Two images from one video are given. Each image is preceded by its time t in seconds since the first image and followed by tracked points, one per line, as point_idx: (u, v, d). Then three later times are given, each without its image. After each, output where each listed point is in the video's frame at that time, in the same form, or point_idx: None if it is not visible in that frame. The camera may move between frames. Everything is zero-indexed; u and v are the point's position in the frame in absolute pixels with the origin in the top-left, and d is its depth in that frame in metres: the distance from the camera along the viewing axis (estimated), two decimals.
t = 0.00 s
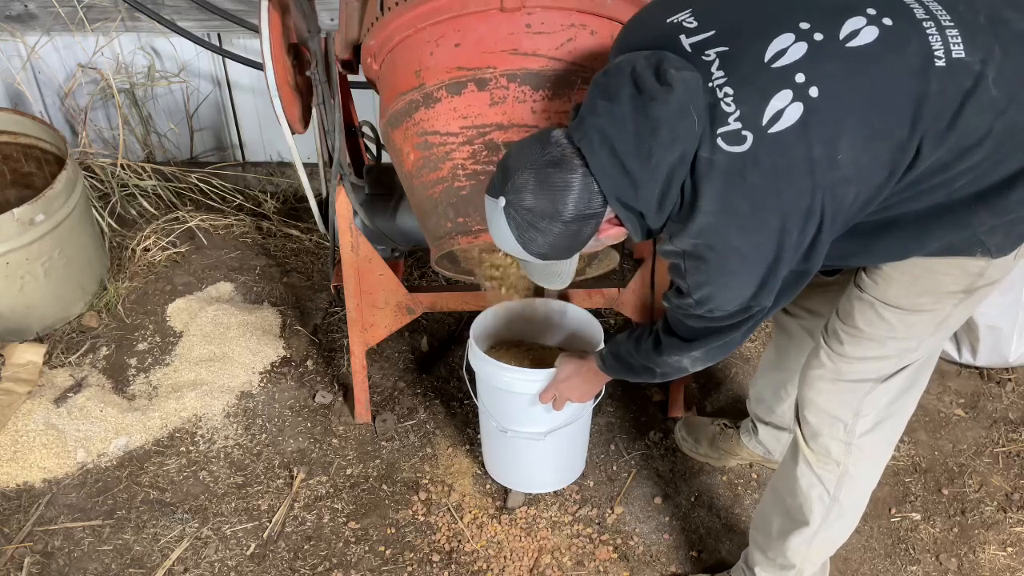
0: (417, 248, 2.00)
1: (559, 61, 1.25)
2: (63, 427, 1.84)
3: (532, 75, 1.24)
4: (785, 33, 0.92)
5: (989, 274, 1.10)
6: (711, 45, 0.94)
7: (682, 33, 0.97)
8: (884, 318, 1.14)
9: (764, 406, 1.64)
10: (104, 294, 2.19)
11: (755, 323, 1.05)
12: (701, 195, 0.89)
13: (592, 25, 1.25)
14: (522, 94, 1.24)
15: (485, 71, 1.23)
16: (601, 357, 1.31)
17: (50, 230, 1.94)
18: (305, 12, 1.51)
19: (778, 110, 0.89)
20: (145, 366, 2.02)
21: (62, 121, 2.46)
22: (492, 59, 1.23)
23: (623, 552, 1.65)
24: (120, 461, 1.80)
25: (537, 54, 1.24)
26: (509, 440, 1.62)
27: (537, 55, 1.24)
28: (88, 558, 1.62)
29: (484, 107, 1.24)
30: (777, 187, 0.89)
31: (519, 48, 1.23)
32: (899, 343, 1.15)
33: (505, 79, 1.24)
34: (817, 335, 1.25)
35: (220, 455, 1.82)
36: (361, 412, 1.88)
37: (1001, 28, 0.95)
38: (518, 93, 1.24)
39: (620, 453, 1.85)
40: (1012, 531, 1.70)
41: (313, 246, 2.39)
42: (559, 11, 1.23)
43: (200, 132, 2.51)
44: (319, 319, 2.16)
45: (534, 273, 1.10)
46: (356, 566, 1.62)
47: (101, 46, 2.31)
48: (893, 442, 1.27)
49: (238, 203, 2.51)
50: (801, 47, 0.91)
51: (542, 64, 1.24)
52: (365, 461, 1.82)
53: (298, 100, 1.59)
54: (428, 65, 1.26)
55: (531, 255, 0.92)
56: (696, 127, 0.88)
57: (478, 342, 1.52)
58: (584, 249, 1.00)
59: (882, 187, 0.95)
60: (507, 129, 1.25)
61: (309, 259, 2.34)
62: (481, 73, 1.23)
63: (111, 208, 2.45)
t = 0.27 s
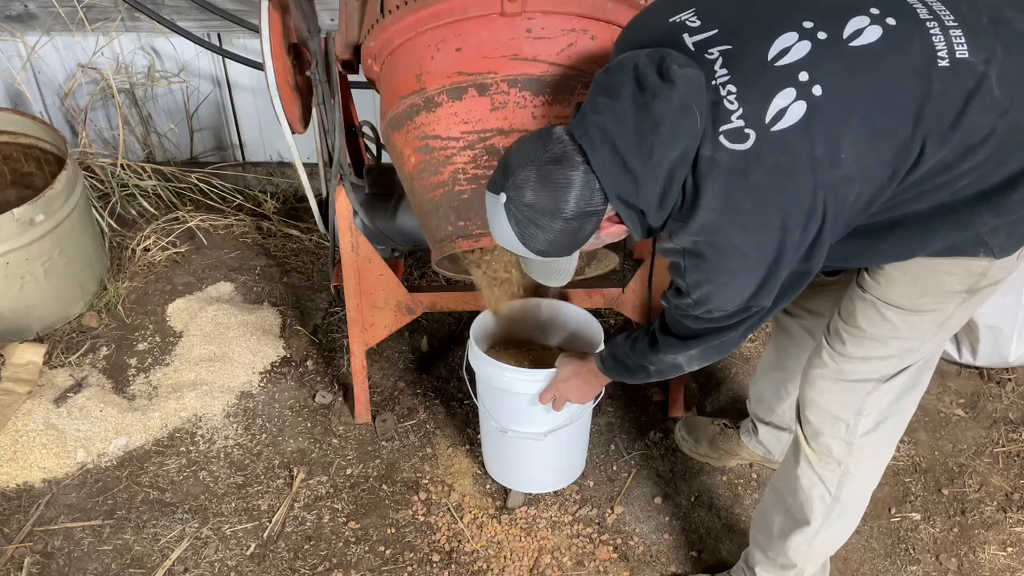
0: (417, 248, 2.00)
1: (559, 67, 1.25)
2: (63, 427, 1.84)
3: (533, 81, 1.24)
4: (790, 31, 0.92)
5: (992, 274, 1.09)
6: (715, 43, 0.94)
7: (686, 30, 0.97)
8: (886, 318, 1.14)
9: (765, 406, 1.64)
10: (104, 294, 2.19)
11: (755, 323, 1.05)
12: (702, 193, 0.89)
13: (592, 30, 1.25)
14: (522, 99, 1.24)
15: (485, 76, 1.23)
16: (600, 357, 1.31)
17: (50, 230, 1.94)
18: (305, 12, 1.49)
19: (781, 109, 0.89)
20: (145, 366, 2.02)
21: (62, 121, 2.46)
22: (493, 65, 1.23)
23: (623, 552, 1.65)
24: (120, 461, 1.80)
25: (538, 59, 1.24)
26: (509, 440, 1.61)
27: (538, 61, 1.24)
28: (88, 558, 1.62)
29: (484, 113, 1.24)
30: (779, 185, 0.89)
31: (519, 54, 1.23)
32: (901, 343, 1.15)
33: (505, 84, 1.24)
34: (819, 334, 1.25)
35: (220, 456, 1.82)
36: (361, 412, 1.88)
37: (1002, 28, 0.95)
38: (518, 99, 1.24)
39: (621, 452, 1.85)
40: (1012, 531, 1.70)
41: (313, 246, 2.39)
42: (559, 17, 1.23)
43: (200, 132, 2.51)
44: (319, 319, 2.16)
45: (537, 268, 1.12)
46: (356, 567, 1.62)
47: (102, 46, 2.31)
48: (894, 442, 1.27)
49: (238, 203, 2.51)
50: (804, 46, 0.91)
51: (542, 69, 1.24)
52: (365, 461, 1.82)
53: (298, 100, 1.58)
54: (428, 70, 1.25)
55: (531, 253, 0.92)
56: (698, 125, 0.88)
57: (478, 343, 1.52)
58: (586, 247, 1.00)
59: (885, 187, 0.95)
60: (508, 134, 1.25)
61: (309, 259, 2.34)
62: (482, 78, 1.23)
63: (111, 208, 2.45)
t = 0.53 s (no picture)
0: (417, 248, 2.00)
1: (559, 63, 1.25)
2: (63, 427, 1.84)
3: (533, 77, 1.24)
4: (791, 33, 0.92)
5: (994, 276, 1.11)
6: (716, 47, 0.94)
7: (688, 33, 0.97)
8: (889, 320, 1.13)
9: (765, 405, 1.64)
10: (104, 294, 2.19)
11: (755, 325, 1.05)
12: (702, 195, 0.89)
13: (592, 28, 1.25)
14: (522, 96, 1.25)
15: (485, 72, 1.23)
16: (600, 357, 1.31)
17: (50, 230, 1.94)
18: (305, 12, 1.49)
19: (780, 111, 0.89)
20: (145, 366, 2.02)
21: (62, 121, 2.46)
22: (493, 61, 1.23)
23: (623, 552, 1.65)
24: (120, 461, 1.80)
25: (538, 56, 1.24)
26: (509, 440, 1.62)
27: (537, 57, 1.24)
28: (88, 558, 1.62)
29: (484, 110, 1.24)
30: (780, 188, 0.88)
31: (519, 50, 1.23)
32: (903, 344, 1.15)
33: (505, 81, 1.24)
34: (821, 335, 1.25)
35: (220, 455, 1.82)
36: (361, 412, 1.88)
37: (1008, 29, 0.95)
38: (518, 95, 1.25)
39: (621, 452, 1.85)
40: (1012, 531, 1.70)
41: (313, 246, 2.39)
42: (559, 13, 1.23)
43: (200, 132, 2.51)
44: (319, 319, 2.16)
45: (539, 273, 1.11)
46: (356, 567, 1.62)
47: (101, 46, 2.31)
48: (895, 443, 1.27)
49: (238, 203, 2.51)
50: (806, 48, 0.91)
51: (542, 66, 1.24)
52: (365, 461, 1.82)
53: (298, 100, 1.59)
54: (428, 67, 1.26)
55: (536, 256, 0.92)
56: (699, 127, 0.88)
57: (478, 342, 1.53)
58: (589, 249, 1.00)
59: (886, 190, 0.95)
60: (507, 131, 1.25)
61: (309, 259, 2.34)
62: (481, 75, 1.23)
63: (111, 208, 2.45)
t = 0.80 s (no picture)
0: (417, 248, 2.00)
1: (559, 68, 1.25)
2: (63, 427, 1.84)
3: (533, 85, 1.24)
4: (808, 31, 0.91)
5: (997, 279, 1.11)
6: (731, 39, 0.94)
7: (701, 24, 0.97)
8: (890, 321, 1.13)
9: (766, 405, 1.64)
10: (104, 294, 2.19)
11: (754, 324, 1.06)
12: (711, 191, 0.89)
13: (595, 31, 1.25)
14: (522, 101, 1.25)
15: (485, 79, 1.23)
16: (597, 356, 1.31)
17: (50, 230, 1.94)
18: (305, 12, 1.50)
19: (795, 110, 0.88)
20: (145, 366, 2.02)
21: (62, 121, 2.46)
22: (493, 67, 1.23)
23: (623, 552, 1.65)
24: (120, 461, 1.80)
25: (538, 61, 1.24)
26: (509, 440, 1.62)
27: (538, 63, 1.24)
28: (88, 558, 1.62)
29: (484, 115, 1.24)
30: (790, 187, 0.88)
31: (519, 56, 1.23)
32: (904, 346, 1.15)
33: (505, 87, 1.24)
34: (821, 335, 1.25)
35: (220, 456, 1.82)
36: (361, 412, 1.88)
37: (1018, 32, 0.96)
38: (518, 102, 1.25)
39: (621, 452, 1.85)
40: (1012, 531, 1.70)
41: (313, 246, 2.39)
42: (559, 19, 1.23)
43: (200, 132, 2.51)
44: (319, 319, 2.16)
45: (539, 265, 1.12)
46: (356, 567, 1.62)
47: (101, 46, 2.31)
48: (894, 444, 1.27)
49: (238, 203, 2.51)
50: (823, 47, 0.90)
51: (542, 72, 1.24)
52: (365, 461, 1.82)
53: (298, 100, 1.59)
54: (428, 72, 1.26)
55: (537, 247, 0.93)
56: (709, 122, 0.87)
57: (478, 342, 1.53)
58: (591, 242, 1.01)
59: (894, 192, 0.95)
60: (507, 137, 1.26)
61: (309, 259, 2.34)
62: (482, 80, 1.24)
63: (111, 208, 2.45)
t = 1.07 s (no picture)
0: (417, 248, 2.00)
1: (558, 60, 1.25)
2: (63, 427, 1.84)
3: (532, 75, 1.24)
4: (810, 39, 0.91)
5: (1000, 280, 1.11)
6: (733, 48, 0.94)
7: (702, 34, 0.97)
8: (893, 322, 1.13)
9: (765, 407, 1.64)
10: (104, 294, 2.19)
11: (756, 330, 1.06)
12: (716, 201, 0.89)
13: (595, 25, 1.25)
14: (521, 93, 1.24)
15: (485, 69, 1.23)
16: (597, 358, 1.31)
17: (50, 230, 1.94)
18: (305, 12, 1.52)
19: (799, 119, 0.89)
20: (145, 366, 2.02)
21: (62, 121, 2.46)
22: (492, 58, 1.23)
23: (623, 552, 1.65)
24: (120, 461, 1.80)
25: (538, 53, 1.24)
26: (509, 440, 1.62)
27: (537, 54, 1.24)
28: (88, 558, 1.62)
29: (484, 106, 1.24)
30: (795, 197, 0.89)
31: (518, 48, 1.23)
32: (907, 348, 1.15)
33: (505, 78, 1.24)
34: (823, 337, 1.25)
35: (220, 455, 1.82)
36: (361, 412, 1.88)
37: (1019, 35, 0.96)
38: (518, 92, 1.24)
39: (621, 453, 1.85)
40: (1012, 531, 1.70)
41: (313, 246, 2.39)
42: (558, 11, 1.23)
43: (200, 132, 2.51)
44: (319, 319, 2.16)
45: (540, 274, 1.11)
46: (356, 566, 1.62)
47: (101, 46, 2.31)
48: (895, 445, 1.27)
49: (238, 203, 2.51)
50: (826, 54, 0.90)
51: (542, 63, 1.24)
52: (365, 461, 1.82)
53: (298, 100, 1.58)
54: (428, 64, 1.26)
55: (540, 257, 0.92)
56: (714, 133, 0.87)
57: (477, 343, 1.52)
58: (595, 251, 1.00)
59: (899, 199, 0.96)
60: (506, 127, 1.25)
61: (309, 259, 2.34)
62: (481, 72, 1.24)
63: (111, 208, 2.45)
